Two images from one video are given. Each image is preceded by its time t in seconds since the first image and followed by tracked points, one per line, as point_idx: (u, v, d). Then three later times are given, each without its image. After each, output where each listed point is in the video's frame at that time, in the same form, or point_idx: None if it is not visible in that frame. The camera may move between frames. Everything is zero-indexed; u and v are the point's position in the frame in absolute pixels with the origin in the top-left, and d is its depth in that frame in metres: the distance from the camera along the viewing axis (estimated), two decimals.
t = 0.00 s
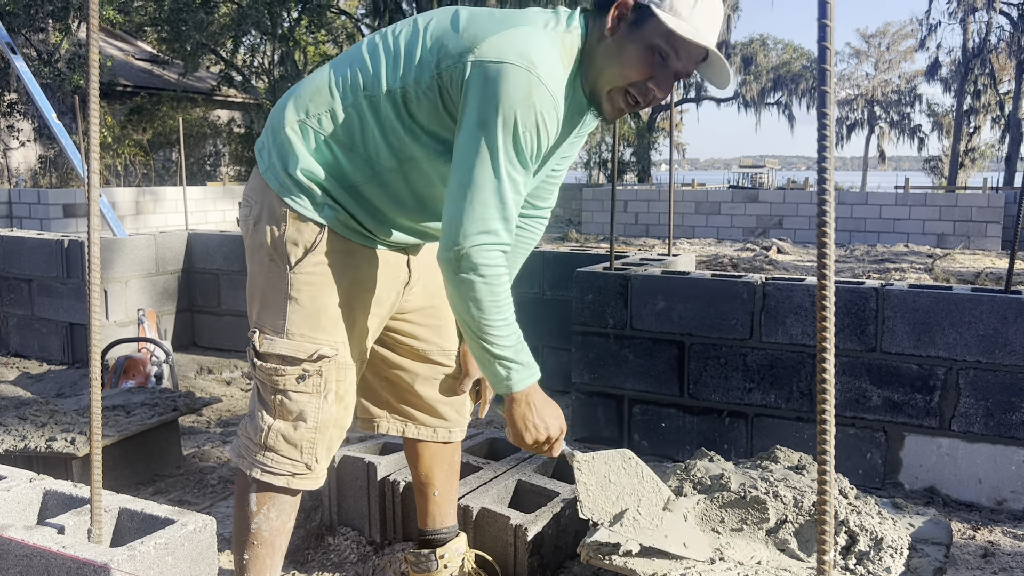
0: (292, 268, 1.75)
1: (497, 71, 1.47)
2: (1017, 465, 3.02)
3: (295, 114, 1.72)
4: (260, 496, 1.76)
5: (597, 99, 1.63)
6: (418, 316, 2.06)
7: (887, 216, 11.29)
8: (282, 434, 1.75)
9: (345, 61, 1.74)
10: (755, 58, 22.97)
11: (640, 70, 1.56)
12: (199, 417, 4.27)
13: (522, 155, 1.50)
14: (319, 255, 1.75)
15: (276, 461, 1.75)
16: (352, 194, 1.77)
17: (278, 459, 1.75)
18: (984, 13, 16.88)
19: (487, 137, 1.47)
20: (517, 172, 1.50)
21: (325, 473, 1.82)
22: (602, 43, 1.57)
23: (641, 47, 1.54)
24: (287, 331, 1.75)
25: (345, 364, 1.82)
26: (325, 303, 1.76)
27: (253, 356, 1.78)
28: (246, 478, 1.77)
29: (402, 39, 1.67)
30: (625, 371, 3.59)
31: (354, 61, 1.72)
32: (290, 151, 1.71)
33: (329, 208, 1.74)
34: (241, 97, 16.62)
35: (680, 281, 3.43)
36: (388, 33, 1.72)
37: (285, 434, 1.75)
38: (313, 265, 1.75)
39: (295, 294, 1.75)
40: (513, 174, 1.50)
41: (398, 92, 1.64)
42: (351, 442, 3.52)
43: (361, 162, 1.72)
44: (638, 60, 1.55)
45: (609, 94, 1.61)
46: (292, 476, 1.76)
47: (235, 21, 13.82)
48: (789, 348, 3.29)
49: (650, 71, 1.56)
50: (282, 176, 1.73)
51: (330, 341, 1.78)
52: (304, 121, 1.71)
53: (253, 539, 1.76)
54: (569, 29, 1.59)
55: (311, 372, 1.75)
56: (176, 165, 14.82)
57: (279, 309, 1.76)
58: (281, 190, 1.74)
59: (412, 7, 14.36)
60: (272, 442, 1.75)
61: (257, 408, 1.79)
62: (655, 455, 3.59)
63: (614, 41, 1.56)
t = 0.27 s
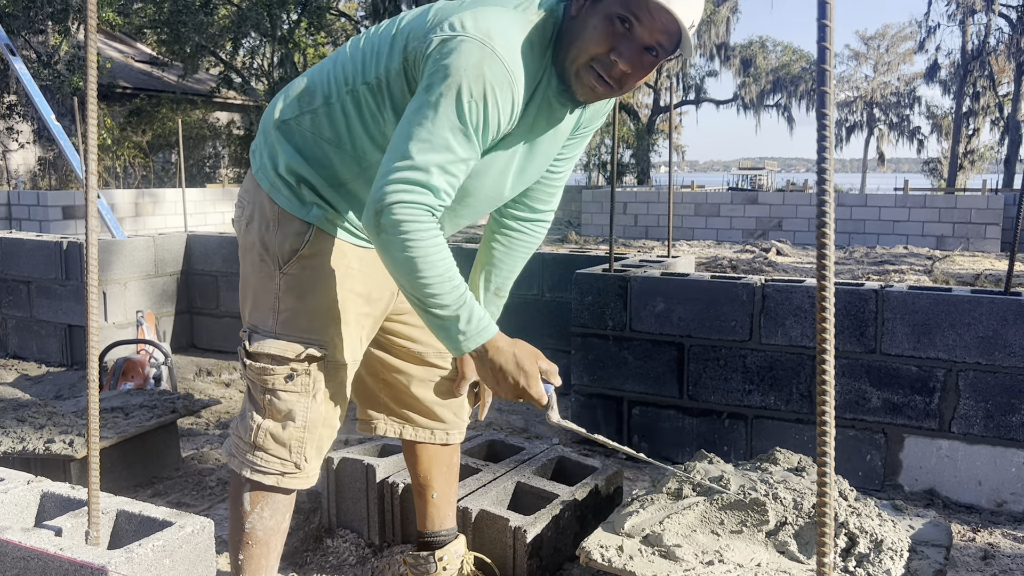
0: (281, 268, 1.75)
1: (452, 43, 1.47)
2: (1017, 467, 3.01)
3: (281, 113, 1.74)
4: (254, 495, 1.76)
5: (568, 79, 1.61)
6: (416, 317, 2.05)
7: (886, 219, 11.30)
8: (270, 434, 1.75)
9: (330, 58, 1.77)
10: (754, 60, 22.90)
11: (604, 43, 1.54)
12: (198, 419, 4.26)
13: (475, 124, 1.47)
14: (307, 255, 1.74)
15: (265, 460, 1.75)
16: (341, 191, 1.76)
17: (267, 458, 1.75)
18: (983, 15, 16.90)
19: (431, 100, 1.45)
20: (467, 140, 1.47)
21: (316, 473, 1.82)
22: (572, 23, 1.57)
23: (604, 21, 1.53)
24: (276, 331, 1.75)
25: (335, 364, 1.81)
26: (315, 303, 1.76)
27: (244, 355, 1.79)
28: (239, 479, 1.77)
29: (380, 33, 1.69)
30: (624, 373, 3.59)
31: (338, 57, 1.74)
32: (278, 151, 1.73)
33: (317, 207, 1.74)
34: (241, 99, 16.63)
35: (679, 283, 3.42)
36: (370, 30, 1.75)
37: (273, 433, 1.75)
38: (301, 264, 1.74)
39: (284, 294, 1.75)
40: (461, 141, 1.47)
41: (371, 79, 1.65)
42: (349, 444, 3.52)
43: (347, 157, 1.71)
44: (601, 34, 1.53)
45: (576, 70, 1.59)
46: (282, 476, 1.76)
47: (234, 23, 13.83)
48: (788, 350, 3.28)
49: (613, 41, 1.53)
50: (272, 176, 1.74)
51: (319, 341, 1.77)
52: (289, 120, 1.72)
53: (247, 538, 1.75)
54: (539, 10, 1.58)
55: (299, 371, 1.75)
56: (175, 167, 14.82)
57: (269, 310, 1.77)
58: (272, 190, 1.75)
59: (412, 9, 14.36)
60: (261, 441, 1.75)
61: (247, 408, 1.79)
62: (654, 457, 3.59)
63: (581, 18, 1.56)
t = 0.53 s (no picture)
0: (273, 269, 1.75)
1: (425, 29, 1.48)
2: (1017, 469, 3.01)
3: (269, 115, 1.75)
4: (251, 496, 1.76)
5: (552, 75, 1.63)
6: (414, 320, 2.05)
7: (886, 220, 11.31)
8: (263, 434, 1.75)
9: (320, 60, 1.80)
10: (753, 62, 22.88)
11: (587, 39, 1.55)
12: (198, 420, 4.26)
13: (444, 106, 1.47)
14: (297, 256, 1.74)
15: (259, 461, 1.75)
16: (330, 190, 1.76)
17: (261, 459, 1.75)
18: (983, 17, 16.92)
19: (399, 80, 1.45)
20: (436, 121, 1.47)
21: (311, 474, 1.82)
22: (556, 19, 1.59)
23: (587, 16, 1.53)
24: (268, 332, 1.75)
25: (329, 365, 1.81)
26: (306, 303, 1.76)
27: (239, 357, 1.79)
28: (237, 480, 1.78)
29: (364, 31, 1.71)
30: (625, 375, 3.59)
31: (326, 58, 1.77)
32: (267, 151, 1.74)
33: (307, 208, 1.74)
34: (240, 101, 16.64)
35: (679, 285, 3.43)
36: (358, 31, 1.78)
37: (266, 434, 1.75)
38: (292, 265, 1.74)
39: (276, 294, 1.75)
40: (430, 122, 1.46)
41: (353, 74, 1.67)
42: (350, 446, 3.52)
43: (332, 154, 1.71)
44: (584, 30, 1.54)
45: (559, 66, 1.60)
46: (276, 476, 1.76)
47: (234, 25, 13.83)
48: (788, 351, 3.28)
49: (596, 34, 1.54)
50: (265, 178, 1.76)
51: (311, 341, 1.77)
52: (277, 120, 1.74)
53: (246, 539, 1.76)
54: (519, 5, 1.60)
55: (291, 372, 1.75)
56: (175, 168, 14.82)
57: (261, 311, 1.77)
58: (264, 192, 1.76)
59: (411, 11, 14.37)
60: (255, 442, 1.75)
61: (243, 410, 1.80)
62: (655, 458, 3.59)
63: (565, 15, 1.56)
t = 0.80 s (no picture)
0: (266, 271, 1.76)
1: (411, 27, 1.49)
2: (1016, 470, 3.02)
3: (260, 115, 1.76)
4: (248, 499, 1.77)
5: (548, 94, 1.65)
6: (409, 322, 2.05)
7: (885, 222, 11.32)
8: (258, 437, 1.76)
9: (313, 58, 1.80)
10: (752, 64, 22.97)
11: (583, 78, 1.58)
12: (198, 422, 4.26)
13: (427, 104, 1.47)
14: (289, 257, 1.74)
15: (254, 463, 1.76)
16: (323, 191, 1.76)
17: (256, 461, 1.76)
18: (982, 19, 16.93)
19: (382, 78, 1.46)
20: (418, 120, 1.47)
21: (307, 475, 1.82)
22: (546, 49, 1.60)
23: (579, 59, 1.55)
24: (261, 334, 1.76)
25: (322, 366, 1.81)
26: (299, 305, 1.76)
27: (232, 360, 1.80)
28: (234, 483, 1.78)
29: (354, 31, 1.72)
30: (624, 376, 3.60)
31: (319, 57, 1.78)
32: (258, 152, 1.75)
33: (299, 210, 1.73)
34: (240, 102, 16.64)
35: (678, 286, 3.43)
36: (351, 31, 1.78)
37: (260, 436, 1.76)
38: (283, 268, 1.75)
39: (269, 297, 1.76)
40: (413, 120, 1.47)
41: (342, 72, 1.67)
42: (349, 448, 3.53)
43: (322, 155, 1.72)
44: (577, 71, 1.57)
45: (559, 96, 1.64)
46: (271, 478, 1.77)
47: (233, 26, 13.84)
48: (787, 353, 3.29)
49: (591, 76, 1.56)
50: (256, 179, 1.76)
51: (304, 342, 1.77)
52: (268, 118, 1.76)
53: (243, 542, 1.76)
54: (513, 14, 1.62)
55: (284, 373, 1.75)
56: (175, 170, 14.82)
57: (254, 313, 1.77)
58: (255, 194, 1.77)
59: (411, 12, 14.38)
60: (249, 444, 1.76)
61: (238, 412, 1.80)
62: (654, 460, 3.59)
63: (558, 51, 1.57)
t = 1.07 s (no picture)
0: (262, 272, 1.76)
1: (403, 27, 1.49)
2: (1015, 471, 3.02)
3: (255, 116, 1.76)
4: (245, 500, 1.77)
5: (552, 94, 1.67)
6: (407, 324, 2.04)
7: (884, 223, 11.33)
8: (253, 437, 1.76)
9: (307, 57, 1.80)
10: (751, 65, 22.98)
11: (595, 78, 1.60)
12: (197, 423, 4.26)
13: (422, 104, 1.46)
14: (285, 257, 1.74)
15: (250, 464, 1.75)
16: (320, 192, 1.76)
17: (252, 462, 1.75)
18: (981, 20, 16.94)
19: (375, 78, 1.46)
20: (413, 118, 1.46)
21: (303, 477, 1.82)
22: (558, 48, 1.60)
23: (597, 59, 1.57)
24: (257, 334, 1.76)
25: (317, 366, 1.81)
26: (295, 305, 1.76)
27: (228, 360, 1.80)
28: (230, 484, 1.78)
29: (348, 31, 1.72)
30: (623, 377, 3.60)
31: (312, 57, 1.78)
32: (254, 152, 1.75)
33: (295, 210, 1.74)
34: (239, 103, 16.65)
35: (677, 288, 3.43)
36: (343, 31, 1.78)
37: (255, 436, 1.75)
38: (279, 268, 1.75)
39: (265, 297, 1.76)
40: (409, 119, 1.46)
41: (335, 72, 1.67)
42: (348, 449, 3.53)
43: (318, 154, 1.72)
44: (593, 70, 1.58)
45: (563, 96, 1.67)
46: (266, 479, 1.76)
47: (233, 27, 13.83)
48: (786, 354, 3.29)
49: (605, 76, 1.59)
50: (252, 180, 1.77)
51: (299, 343, 1.77)
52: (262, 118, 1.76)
53: (241, 543, 1.76)
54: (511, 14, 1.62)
55: (279, 374, 1.75)
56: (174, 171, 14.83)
57: (250, 313, 1.77)
58: (251, 194, 1.77)
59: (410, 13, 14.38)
60: (245, 445, 1.76)
61: (233, 414, 1.80)
62: (653, 461, 3.59)
63: (573, 51, 1.59)
